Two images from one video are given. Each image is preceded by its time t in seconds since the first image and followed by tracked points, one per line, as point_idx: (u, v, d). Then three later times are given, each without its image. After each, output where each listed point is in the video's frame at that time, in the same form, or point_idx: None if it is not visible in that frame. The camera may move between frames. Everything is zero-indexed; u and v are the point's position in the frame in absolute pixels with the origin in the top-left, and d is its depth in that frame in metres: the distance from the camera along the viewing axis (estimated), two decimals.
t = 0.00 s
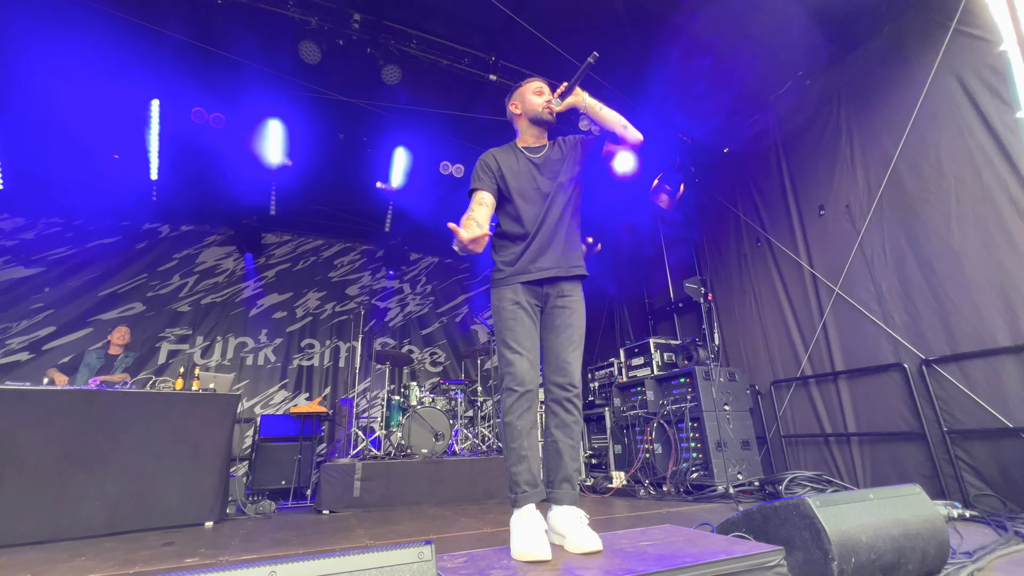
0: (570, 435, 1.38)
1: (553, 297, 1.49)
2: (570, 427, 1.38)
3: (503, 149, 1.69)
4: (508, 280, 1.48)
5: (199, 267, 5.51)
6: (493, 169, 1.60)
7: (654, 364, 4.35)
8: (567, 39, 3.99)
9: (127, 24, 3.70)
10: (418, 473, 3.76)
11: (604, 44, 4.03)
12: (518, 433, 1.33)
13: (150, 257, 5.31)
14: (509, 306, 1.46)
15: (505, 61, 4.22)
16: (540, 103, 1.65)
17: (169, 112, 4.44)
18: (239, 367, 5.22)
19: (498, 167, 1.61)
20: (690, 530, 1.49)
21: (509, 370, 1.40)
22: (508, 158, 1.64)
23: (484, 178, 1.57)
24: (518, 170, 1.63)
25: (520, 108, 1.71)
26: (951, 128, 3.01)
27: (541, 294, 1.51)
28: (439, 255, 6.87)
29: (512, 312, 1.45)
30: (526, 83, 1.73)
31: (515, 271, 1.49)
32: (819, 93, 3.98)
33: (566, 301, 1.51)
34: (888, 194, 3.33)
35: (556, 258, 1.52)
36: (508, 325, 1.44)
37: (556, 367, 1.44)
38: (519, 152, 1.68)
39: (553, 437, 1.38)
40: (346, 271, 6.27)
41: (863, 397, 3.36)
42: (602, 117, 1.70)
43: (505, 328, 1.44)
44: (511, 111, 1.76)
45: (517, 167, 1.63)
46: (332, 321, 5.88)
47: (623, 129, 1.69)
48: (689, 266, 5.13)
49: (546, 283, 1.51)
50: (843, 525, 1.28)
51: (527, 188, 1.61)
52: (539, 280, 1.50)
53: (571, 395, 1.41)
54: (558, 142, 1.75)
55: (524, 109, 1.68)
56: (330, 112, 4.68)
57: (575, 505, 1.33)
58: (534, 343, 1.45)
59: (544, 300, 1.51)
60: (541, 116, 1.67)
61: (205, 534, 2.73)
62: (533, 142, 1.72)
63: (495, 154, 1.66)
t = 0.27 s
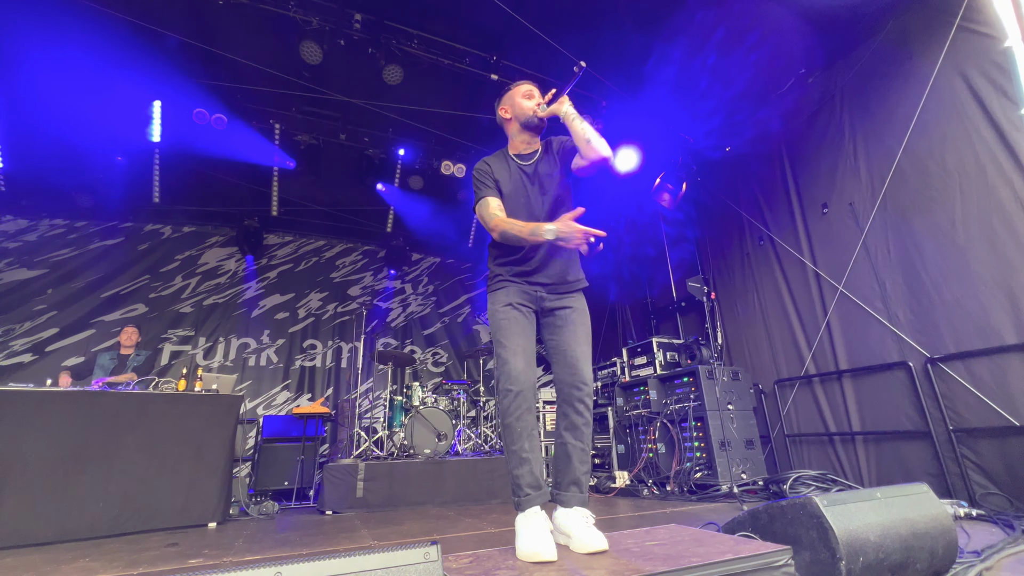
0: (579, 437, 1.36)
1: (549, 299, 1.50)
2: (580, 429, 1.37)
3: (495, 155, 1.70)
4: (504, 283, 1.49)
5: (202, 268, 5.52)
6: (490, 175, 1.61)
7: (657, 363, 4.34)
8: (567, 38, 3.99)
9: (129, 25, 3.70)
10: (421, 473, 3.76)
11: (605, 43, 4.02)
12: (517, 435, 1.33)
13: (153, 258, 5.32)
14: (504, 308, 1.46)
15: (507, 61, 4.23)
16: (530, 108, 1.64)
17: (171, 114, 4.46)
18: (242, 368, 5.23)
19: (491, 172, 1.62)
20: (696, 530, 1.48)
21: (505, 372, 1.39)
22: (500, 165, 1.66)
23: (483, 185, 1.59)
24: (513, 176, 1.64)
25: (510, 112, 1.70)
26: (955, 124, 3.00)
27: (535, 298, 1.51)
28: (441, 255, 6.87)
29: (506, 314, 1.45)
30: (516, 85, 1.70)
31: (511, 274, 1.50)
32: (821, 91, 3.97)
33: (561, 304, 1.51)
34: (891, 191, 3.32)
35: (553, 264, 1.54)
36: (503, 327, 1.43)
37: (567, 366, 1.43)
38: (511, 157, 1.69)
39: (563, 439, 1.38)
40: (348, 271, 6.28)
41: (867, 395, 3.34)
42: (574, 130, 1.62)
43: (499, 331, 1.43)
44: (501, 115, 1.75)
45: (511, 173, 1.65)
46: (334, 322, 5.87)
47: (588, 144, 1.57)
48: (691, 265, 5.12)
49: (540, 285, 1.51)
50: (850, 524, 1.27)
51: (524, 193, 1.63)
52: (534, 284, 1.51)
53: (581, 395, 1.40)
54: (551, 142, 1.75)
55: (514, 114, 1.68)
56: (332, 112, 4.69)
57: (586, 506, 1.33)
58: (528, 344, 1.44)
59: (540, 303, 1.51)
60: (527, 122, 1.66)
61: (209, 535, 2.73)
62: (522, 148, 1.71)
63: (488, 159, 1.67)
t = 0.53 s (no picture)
0: (577, 434, 1.38)
1: (553, 296, 1.49)
2: (578, 427, 1.38)
3: (492, 150, 1.67)
4: (510, 277, 1.48)
5: (202, 269, 5.52)
6: (486, 170, 1.59)
7: (658, 362, 4.34)
8: (567, 37, 3.99)
9: (129, 26, 3.70)
10: (422, 473, 3.76)
11: (605, 42, 4.02)
12: (522, 434, 1.33)
13: (153, 258, 5.32)
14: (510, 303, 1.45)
15: (506, 59, 4.22)
16: (527, 102, 1.64)
17: (171, 116, 4.46)
18: (243, 369, 5.23)
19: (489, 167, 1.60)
20: (698, 529, 1.48)
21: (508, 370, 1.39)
22: (500, 158, 1.64)
23: (476, 184, 1.56)
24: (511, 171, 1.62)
25: (507, 107, 1.69)
26: (955, 122, 3.00)
27: (540, 294, 1.51)
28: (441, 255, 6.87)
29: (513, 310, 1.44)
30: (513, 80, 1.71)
31: (517, 268, 1.49)
32: (820, 89, 3.97)
33: (565, 301, 1.52)
34: (891, 189, 3.32)
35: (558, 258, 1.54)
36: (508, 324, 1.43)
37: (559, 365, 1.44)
38: (508, 153, 1.67)
39: (562, 437, 1.38)
40: (348, 272, 6.28)
41: (868, 393, 3.35)
42: (587, 123, 1.63)
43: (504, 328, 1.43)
44: (497, 110, 1.74)
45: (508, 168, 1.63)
46: (335, 322, 5.88)
47: (606, 134, 1.62)
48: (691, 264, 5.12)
49: (547, 281, 1.50)
50: (852, 522, 1.27)
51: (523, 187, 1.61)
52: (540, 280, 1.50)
53: (579, 394, 1.41)
54: (546, 139, 1.76)
55: (512, 108, 1.67)
56: (332, 113, 4.70)
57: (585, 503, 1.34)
58: (533, 341, 1.44)
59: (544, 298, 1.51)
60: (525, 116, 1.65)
61: (211, 535, 2.74)
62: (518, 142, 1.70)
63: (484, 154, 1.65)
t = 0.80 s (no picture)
0: (573, 432, 1.39)
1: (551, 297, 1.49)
2: (574, 425, 1.39)
3: (490, 139, 1.67)
4: (510, 278, 1.46)
5: (201, 269, 5.51)
6: (483, 162, 1.60)
7: (656, 362, 4.35)
8: (564, 37, 3.99)
9: (126, 27, 3.69)
10: (421, 473, 3.77)
11: (602, 41, 4.02)
12: (519, 435, 1.33)
13: (151, 259, 5.31)
14: (510, 305, 1.44)
15: (504, 60, 4.22)
16: (525, 96, 1.67)
17: (168, 116, 4.45)
18: (242, 370, 5.22)
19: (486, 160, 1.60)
20: (695, 527, 1.49)
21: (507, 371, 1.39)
22: (498, 151, 1.65)
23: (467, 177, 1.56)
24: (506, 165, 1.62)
25: (504, 101, 1.71)
26: (952, 121, 3.00)
27: (540, 293, 1.50)
28: (440, 255, 6.87)
29: (512, 310, 1.44)
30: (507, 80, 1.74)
31: (516, 268, 1.47)
32: (817, 88, 3.98)
33: (563, 302, 1.52)
34: (888, 187, 3.33)
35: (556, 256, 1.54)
36: (508, 326, 1.42)
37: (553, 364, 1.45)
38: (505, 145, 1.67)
39: (558, 435, 1.37)
40: (347, 272, 6.28)
41: (865, 392, 3.36)
42: (586, 115, 1.68)
43: (504, 330, 1.43)
44: (493, 105, 1.75)
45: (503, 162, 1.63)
46: (334, 322, 5.88)
47: (607, 126, 1.70)
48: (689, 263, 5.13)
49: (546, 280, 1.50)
50: (848, 521, 1.28)
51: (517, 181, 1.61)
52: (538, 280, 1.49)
53: (574, 393, 1.42)
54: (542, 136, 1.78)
55: (509, 102, 1.69)
56: (330, 114, 4.70)
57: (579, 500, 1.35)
58: (532, 341, 1.44)
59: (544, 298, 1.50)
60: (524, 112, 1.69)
61: (211, 536, 2.74)
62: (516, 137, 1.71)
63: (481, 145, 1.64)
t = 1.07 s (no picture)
0: (573, 434, 1.39)
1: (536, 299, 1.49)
2: (574, 427, 1.39)
3: (476, 152, 1.69)
4: (495, 278, 1.48)
5: (197, 268, 5.50)
6: (472, 172, 1.62)
7: (653, 360, 4.36)
8: (561, 35, 3.98)
9: (122, 25, 3.68)
10: (419, 470, 3.78)
11: (599, 39, 4.01)
12: (510, 436, 1.33)
13: (148, 258, 5.30)
14: (494, 303, 1.46)
15: (500, 58, 4.22)
16: (512, 105, 1.65)
17: (164, 115, 4.44)
18: (239, 368, 5.22)
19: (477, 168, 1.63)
20: (688, 524, 1.50)
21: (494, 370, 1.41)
22: (484, 162, 1.66)
23: (468, 186, 1.58)
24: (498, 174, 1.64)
25: (492, 110, 1.69)
26: (947, 119, 3.01)
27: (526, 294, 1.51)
28: (437, 254, 6.87)
29: (496, 309, 1.45)
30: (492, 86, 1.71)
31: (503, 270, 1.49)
32: (813, 86, 3.98)
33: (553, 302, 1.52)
34: (883, 185, 3.34)
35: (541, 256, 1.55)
36: (492, 324, 1.44)
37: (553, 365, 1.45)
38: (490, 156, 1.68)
39: (558, 437, 1.38)
40: (344, 271, 6.27)
41: (860, 389, 3.37)
42: (565, 130, 1.65)
43: (490, 328, 1.44)
44: (482, 113, 1.74)
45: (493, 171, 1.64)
46: (331, 321, 5.88)
47: (583, 143, 1.65)
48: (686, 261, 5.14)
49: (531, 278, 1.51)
50: (839, 517, 1.29)
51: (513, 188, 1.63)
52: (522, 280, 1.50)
53: (574, 393, 1.41)
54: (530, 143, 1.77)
55: (497, 111, 1.67)
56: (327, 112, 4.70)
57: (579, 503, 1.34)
58: (519, 340, 1.45)
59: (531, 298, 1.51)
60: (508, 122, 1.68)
61: (208, 534, 2.75)
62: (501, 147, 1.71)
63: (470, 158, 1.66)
